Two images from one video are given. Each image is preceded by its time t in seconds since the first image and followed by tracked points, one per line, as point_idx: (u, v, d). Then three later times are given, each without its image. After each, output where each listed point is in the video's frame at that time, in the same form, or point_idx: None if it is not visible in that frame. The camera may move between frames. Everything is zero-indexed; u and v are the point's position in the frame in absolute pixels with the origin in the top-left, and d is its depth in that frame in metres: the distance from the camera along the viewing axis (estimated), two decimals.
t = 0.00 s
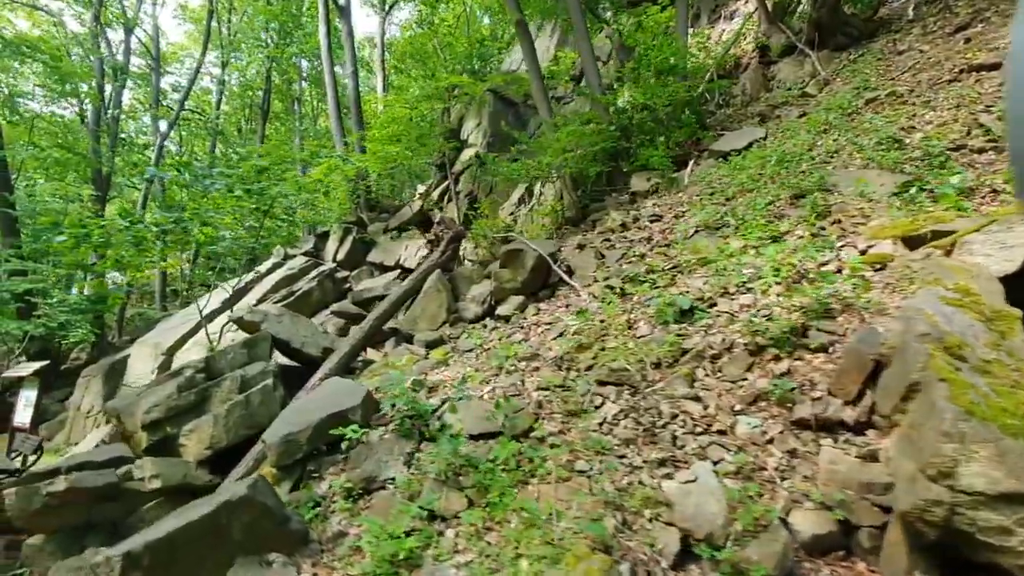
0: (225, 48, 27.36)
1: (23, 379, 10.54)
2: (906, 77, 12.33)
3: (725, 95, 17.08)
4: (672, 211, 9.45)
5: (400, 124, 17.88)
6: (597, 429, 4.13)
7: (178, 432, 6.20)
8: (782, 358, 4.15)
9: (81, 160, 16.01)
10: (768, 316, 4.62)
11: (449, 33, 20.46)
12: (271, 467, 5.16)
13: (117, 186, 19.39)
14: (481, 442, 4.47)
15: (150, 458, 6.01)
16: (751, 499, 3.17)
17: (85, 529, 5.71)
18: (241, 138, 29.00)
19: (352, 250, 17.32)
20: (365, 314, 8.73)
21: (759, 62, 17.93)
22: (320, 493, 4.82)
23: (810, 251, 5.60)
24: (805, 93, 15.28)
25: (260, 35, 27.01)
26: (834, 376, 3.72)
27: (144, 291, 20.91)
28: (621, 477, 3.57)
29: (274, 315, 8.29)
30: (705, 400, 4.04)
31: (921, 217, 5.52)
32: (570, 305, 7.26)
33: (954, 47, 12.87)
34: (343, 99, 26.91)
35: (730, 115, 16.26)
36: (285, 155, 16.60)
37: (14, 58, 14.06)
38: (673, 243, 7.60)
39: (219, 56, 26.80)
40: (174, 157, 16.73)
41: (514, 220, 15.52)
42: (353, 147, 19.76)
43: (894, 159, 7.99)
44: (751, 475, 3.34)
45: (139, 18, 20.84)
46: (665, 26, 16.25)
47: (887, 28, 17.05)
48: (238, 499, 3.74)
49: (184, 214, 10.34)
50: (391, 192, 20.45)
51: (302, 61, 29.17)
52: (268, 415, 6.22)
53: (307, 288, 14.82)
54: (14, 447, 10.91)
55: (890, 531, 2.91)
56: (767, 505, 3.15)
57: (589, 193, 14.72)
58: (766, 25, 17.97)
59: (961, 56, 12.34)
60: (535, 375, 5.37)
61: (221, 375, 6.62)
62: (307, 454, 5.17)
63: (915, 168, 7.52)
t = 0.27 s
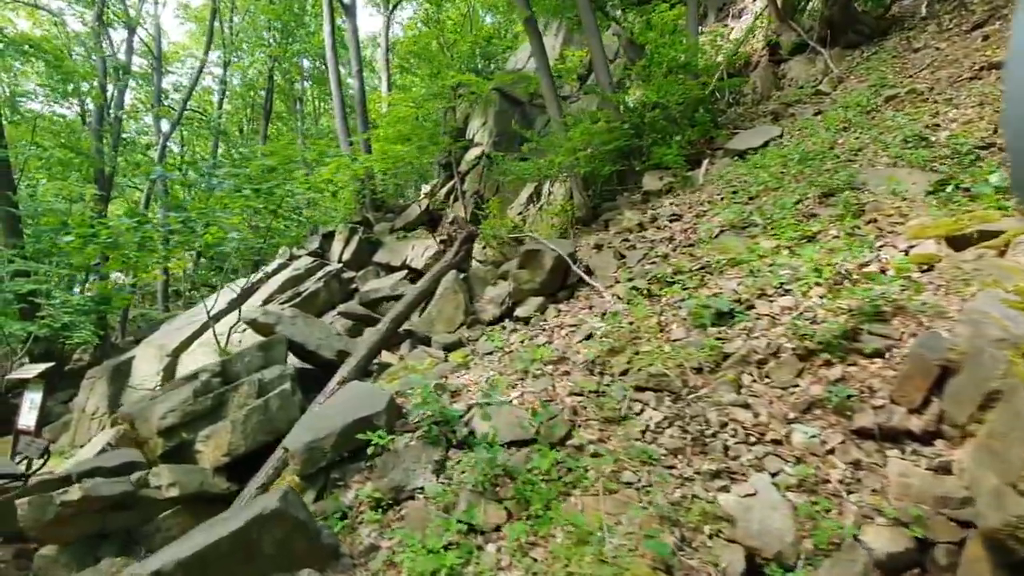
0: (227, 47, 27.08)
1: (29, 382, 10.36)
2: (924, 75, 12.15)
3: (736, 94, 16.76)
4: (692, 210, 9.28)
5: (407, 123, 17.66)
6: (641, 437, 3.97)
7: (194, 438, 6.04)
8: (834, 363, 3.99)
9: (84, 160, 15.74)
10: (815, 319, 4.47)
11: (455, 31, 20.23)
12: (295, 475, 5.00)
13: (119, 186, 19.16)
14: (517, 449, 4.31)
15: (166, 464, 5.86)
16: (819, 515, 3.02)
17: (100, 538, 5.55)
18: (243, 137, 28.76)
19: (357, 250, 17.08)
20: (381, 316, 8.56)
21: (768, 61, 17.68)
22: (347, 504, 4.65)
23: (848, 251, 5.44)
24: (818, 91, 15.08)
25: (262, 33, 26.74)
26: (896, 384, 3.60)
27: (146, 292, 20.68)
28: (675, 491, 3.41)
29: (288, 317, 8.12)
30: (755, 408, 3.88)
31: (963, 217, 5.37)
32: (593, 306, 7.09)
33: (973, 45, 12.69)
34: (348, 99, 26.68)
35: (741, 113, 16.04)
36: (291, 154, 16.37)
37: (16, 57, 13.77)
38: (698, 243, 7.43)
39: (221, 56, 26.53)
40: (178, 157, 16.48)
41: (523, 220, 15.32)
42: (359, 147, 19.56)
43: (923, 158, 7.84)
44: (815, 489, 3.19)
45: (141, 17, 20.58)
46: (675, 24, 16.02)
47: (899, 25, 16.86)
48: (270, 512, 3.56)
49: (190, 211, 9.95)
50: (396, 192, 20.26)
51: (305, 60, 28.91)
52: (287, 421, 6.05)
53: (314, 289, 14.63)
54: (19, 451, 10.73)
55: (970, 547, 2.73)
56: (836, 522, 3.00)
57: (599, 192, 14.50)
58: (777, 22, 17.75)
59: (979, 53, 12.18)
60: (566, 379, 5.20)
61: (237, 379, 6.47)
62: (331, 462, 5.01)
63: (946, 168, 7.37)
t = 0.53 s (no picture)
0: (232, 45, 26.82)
1: (36, 381, 10.16)
2: (949, 68, 11.90)
3: (750, 88, 15.92)
4: (716, 204, 9.06)
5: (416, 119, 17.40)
6: (692, 435, 3.77)
7: (213, 437, 5.85)
8: (899, 359, 3.82)
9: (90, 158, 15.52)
10: (871, 314, 4.28)
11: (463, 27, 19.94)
12: (321, 476, 4.80)
13: (124, 185, 18.91)
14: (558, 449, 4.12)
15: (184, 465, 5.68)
16: (903, 520, 2.82)
17: (117, 542, 5.34)
18: (247, 136, 28.46)
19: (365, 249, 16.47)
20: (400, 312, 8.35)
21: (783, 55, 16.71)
22: (377, 506, 4.45)
23: (895, 243, 5.25)
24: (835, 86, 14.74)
25: (267, 31, 26.48)
26: (973, 378, 3.39)
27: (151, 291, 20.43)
28: (740, 494, 3.21)
29: (306, 314, 7.94)
30: (817, 406, 3.69)
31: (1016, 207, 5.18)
32: (621, 301, 6.86)
33: (997, 38, 12.44)
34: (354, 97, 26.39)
35: (756, 108, 15.46)
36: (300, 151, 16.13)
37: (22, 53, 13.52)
38: (727, 237, 7.22)
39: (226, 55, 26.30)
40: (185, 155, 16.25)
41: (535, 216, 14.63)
42: (367, 144, 19.32)
43: (959, 150, 7.63)
44: (893, 492, 3.00)
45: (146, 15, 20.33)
46: (689, 18, 15.72)
47: (916, 19, 16.53)
48: (306, 516, 3.37)
49: (200, 211, 9.86)
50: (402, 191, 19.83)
51: (310, 58, 28.62)
52: (309, 419, 5.85)
53: (323, 288, 14.36)
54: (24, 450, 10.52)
55: None
56: (922, 526, 2.80)
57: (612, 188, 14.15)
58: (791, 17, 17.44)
59: (1004, 46, 11.95)
60: (603, 376, 4.98)
61: (256, 377, 6.28)
62: (358, 462, 4.81)
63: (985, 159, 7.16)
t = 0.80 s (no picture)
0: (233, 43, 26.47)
1: (39, 383, 9.90)
2: (972, 63, 11.61)
3: (761, 85, 15.35)
4: (739, 199, 8.80)
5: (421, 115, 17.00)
6: (752, 442, 3.55)
7: (229, 442, 5.63)
8: (972, 359, 3.64)
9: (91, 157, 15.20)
10: (934, 314, 4.07)
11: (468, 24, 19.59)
12: (346, 484, 4.55)
13: (125, 185, 18.59)
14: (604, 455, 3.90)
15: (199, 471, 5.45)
16: (1003, 536, 2.61)
17: (130, 552, 5.13)
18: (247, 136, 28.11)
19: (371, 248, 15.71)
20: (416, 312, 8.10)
21: (793, 53, 16.05)
22: (409, 516, 4.22)
23: (946, 237, 5.02)
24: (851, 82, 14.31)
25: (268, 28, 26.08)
26: None
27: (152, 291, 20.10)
28: (816, 508, 2.99)
29: (320, 313, 7.69)
30: (887, 410, 3.49)
31: None
32: (649, 298, 6.62)
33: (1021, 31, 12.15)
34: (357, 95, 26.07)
35: (768, 105, 14.92)
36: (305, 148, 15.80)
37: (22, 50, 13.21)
38: (758, 233, 6.97)
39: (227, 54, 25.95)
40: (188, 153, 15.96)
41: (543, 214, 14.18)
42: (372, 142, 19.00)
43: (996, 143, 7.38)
44: (986, 504, 2.78)
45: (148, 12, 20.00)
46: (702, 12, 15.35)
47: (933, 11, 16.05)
48: (344, 532, 3.09)
49: (204, 204, 9.51)
50: (406, 189, 19.13)
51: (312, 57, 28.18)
52: (329, 423, 5.61)
53: (330, 287, 13.63)
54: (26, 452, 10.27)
55: None
56: None
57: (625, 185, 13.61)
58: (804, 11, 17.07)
59: None
60: (642, 376, 4.74)
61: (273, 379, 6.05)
62: (384, 469, 4.56)
63: None
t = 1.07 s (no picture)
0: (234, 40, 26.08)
1: (42, 382, 9.68)
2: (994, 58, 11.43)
3: (772, 81, 14.73)
4: (762, 194, 8.60)
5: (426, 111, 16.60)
6: (816, 442, 3.39)
7: (249, 442, 5.44)
8: None
9: (93, 154, 14.92)
10: (999, 310, 3.91)
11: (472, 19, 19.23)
12: (377, 487, 4.36)
13: (124, 183, 18.25)
14: (655, 455, 3.73)
15: (218, 473, 5.27)
16: None
17: (148, 557, 4.96)
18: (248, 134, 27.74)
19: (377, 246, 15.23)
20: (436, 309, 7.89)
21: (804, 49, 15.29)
22: (447, 518, 4.04)
23: (998, 229, 4.85)
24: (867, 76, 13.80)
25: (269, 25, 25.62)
26: None
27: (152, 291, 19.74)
28: (899, 513, 2.83)
29: (336, 310, 7.53)
30: (961, 409, 3.36)
31: None
32: (677, 294, 6.44)
33: None
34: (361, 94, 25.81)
35: (780, 101, 14.34)
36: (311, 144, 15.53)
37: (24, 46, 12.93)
38: (788, 228, 6.80)
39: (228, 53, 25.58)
40: (192, 153, 15.69)
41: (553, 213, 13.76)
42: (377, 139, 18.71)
43: None
44: None
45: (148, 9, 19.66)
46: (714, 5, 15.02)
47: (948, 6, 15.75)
48: (395, 538, 2.93)
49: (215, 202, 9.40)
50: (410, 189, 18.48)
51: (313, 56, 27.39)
52: (353, 423, 5.44)
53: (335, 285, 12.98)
54: (29, 453, 10.04)
55: None
56: None
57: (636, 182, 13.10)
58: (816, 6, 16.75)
59: None
60: (684, 372, 4.56)
61: (294, 378, 5.86)
62: (419, 470, 4.36)
63: None
